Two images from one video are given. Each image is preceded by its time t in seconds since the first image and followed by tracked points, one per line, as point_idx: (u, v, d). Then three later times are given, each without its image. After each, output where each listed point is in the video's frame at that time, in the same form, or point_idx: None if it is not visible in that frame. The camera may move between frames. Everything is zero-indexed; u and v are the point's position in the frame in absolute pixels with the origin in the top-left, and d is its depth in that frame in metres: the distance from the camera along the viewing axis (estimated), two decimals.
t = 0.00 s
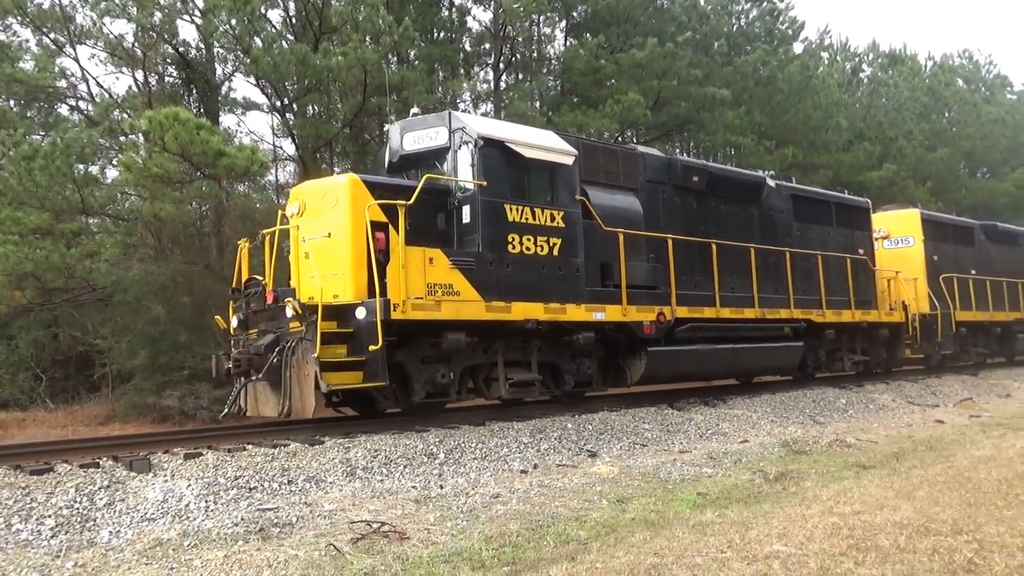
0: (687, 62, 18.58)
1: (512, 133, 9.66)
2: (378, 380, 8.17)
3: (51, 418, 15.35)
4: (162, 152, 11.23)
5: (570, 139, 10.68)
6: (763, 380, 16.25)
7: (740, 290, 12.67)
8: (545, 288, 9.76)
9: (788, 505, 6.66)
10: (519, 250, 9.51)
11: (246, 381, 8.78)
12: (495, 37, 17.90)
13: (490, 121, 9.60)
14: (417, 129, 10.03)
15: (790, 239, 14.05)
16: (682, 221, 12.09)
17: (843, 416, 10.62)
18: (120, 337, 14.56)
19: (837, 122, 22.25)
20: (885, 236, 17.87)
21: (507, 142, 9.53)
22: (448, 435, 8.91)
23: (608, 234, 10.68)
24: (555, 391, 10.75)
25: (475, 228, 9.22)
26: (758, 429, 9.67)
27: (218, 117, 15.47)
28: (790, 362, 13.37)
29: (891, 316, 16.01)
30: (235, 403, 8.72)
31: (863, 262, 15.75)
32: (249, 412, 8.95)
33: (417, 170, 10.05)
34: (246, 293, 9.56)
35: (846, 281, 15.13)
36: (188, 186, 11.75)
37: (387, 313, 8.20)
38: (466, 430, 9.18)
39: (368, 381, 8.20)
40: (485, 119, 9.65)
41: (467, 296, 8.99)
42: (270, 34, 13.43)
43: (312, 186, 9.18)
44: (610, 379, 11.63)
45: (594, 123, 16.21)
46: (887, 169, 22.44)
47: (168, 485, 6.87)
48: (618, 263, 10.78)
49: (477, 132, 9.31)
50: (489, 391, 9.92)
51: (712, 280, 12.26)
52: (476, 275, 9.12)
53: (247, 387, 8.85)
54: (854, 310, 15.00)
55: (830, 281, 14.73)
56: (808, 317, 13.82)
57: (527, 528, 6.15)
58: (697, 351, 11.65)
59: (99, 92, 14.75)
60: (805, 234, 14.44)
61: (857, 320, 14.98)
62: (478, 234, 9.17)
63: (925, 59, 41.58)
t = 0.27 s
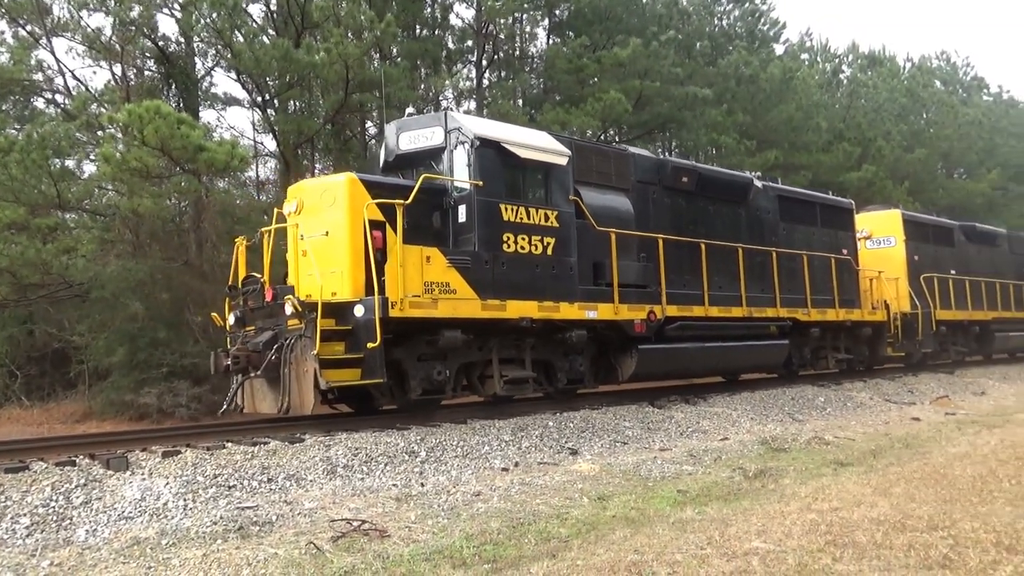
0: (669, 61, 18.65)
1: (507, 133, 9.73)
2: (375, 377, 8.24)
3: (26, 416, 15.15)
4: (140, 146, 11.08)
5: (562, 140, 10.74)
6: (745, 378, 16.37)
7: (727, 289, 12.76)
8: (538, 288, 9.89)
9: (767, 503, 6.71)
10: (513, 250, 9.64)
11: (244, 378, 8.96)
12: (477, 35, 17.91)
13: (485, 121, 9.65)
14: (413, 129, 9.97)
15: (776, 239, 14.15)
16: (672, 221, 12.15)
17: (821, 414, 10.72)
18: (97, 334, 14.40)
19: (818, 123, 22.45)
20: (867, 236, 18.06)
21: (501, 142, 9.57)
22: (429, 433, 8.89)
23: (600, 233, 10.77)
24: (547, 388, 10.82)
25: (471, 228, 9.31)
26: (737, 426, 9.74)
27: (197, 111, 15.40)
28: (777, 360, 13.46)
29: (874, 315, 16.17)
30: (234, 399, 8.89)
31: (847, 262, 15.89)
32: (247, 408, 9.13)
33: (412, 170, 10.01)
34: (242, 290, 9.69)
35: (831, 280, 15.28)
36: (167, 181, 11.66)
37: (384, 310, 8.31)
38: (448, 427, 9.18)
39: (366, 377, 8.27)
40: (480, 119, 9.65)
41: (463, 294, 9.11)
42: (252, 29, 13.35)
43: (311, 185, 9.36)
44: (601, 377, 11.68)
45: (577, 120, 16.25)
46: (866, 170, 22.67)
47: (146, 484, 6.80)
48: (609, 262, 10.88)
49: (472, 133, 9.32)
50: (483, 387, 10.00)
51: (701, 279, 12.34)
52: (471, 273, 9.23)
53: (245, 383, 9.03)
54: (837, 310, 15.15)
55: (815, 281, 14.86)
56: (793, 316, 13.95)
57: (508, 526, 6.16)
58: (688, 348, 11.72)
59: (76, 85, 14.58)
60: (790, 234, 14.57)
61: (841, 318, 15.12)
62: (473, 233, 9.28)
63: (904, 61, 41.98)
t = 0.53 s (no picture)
0: (651, 62, 18.71)
1: (501, 134, 9.81)
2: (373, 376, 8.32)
3: None
4: (118, 142, 10.95)
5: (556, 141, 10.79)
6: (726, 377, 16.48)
7: (715, 289, 12.86)
8: (532, 287, 9.97)
9: (747, 501, 6.76)
10: (508, 250, 9.73)
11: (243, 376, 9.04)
12: (459, 33, 17.89)
13: (480, 123, 9.73)
14: (409, 130, 10.04)
15: (762, 240, 14.26)
16: (662, 223, 12.24)
17: (800, 413, 10.82)
18: (73, 331, 14.23)
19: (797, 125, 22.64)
20: (849, 238, 18.25)
21: (496, 144, 9.65)
22: (410, 432, 8.86)
23: (592, 234, 10.85)
24: (541, 388, 10.83)
25: (466, 228, 9.38)
26: (717, 425, 9.80)
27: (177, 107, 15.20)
28: (762, 360, 13.56)
29: (856, 315, 16.34)
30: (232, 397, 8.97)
31: (831, 263, 16.04)
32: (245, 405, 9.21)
33: (408, 170, 10.12)
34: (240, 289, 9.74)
35: (815, 280, 15.42)
36: (145, 177, 11.52)
37: (382, 309, 8.41)
38: (429, 427, 9.15)
39: (364, 375, 8.36)
40: (475, 120, 9.73)
41: (459, 294, 9.22)
42: (233, 25, 13.26)
43: (309, 184, 9.39)
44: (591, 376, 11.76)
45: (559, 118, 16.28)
46: (845, 172, 22.90)
47: (123, 483, 6.72)
48: (601, 262, 10.97)
49: (468, 135, 9.41)
50: (478, 386, 9.96)
51: (690, 279, 12.43)
52: (467, 274, 9.34)
53: (244, 381, 9.12)
54: (821, 310, 15.30)
55: (800, 281, 14.98)
56: (779, 316, 14.07)
57: (489, 525, 6.15)
58: (676, 347, 11.81)
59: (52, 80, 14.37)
60: (776, 236, 14.68)
61: (825, 319, 15.27)
62: (469, 233, 9.35)
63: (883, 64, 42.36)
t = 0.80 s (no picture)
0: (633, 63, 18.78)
1: (496, 135, 9.82)
2: (372, 374, 8.34)
3: None
4: (94, 138, 10.83)
5: (548, 143, 10.81)
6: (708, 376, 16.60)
7: (702, 289, 12.94)
8: (525, 287, 10.00)
9: (725, 500, 6.81)
10: (502, 250, 9.75)
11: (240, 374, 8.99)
12: (441, 32, 17.88)
13: (476, 125, 9.75)
14: (404, 131, 10.03)
15: (748, 242, 14.36)
16: (651, 224, 12.31)
17: (778, 412, 10.91)
18: (47, 330, 14.06)
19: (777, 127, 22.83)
20: (832, 240, 18.43)
21: (492, 146, 9.67)
22: (390, 431, 8.83)
23: (583, 235, 10.91)
24: (532, 386, 10.88)
25: (461, 228, 9.40)
26: (697, 425, 9.86)
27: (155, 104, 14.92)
28: (747, 360, 13.66)
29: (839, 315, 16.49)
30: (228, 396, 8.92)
31: (814, 265, 16.18)
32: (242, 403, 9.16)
33: (404, 172, 10.12)
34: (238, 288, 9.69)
35: (799, 282, 15.55)
36: (122, 174, 11.41)
37: (380, 308, 8.41)
38: (409, 426, 9.12)
39: (361, 374, 8.38)
40: (470, 122, 9.75)
41: (455, 293, 9.23)
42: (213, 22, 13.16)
43: (307, 184, 9.43)
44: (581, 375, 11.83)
45: (540, 117, 16.33)
46: (824, 174, 23.13)
47: (98, 484, 6.64)
48: (593, 262, 11.02)
49: (464, 136, 9.42)
50: (471, 385, 10.09)
51: (679, 280, 12.52)
52: (462, 273, 9.35)
53: (240, 379, 9.07)
54: (805, 310, 15.43)
55: (784, 282, 15.10)
56: (764, 316, 14.18)
57: (469, 525, 6.15)
58: (664, 347, 11.88)
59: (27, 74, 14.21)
60: (761, 238, 14.79)
61: (809, 319, 15.40)
62: (464, 234, 9.37)
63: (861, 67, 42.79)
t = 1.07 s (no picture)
0: (614, 64, 18.85)
1: (489, 138, 9.92)
2: (370, 373, 8.42)
3: None
4: (70, 135, 10.67)
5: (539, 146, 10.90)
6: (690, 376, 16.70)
7: (689, 291, 13.04)
8: (518, 288, 10.07)
9: (704, 500, 6.84)
10: (496, 252, 9.83)
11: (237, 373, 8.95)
12: (423, 32, 17.86)
13: (471, 128, 9.83)
14: (399, 134, 10.13)
15: (733, 244, 14.45)
16: (640, 227, 12.41)
17: (757, 412, 10.99)
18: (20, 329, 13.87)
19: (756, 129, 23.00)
20: (814, 242, 18.61)
21: (486, 149, 9.76)
22: (370, 432, 8.79)
23: (574, 237, 11.03)
24: (524, 386, 10.93)
25: (456, 230, 9.46)
26: (676, 425, 9.91)
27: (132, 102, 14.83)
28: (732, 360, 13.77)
29: (821, 316, 16.65)
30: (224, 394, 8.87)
31: (798, 267, 16.33)
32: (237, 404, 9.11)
33: (398, 174, 10.20)
34: (238, 289, 9.75)
35: (783, 283, 15.68)
36: (97, 172, 11.28)
37: (376, 309, 8.44)
38: (389, 427, 9.09)
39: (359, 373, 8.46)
40: (465, 126, 9.83)
41: (450, 294, 9.28)
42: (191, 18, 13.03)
43: (303, 186, 9.41)
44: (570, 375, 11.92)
45: (521, 117, 16.34)
46: (802, 177, 23.35)
47: (73, 486, 6.56)
48: (583, 264, 11.12)
49: (458, 139, 9.51)
50: (465, 384, 10.05)
51: (666, 281, 12.62)
52: (457, 274, 9.41)
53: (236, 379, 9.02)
54: (789, 311, 15.57)
55: (768, 284, 15.22)
56: (749, 317, 14.29)
57: (449, 525, 6.13)
58: (653, 347, 11.96)
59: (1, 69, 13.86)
60: (746, 240, 14.91)
61: (792, 320, 15.55)
62: (459, 235, 9.42)
63: (840, 70, 43.16)
